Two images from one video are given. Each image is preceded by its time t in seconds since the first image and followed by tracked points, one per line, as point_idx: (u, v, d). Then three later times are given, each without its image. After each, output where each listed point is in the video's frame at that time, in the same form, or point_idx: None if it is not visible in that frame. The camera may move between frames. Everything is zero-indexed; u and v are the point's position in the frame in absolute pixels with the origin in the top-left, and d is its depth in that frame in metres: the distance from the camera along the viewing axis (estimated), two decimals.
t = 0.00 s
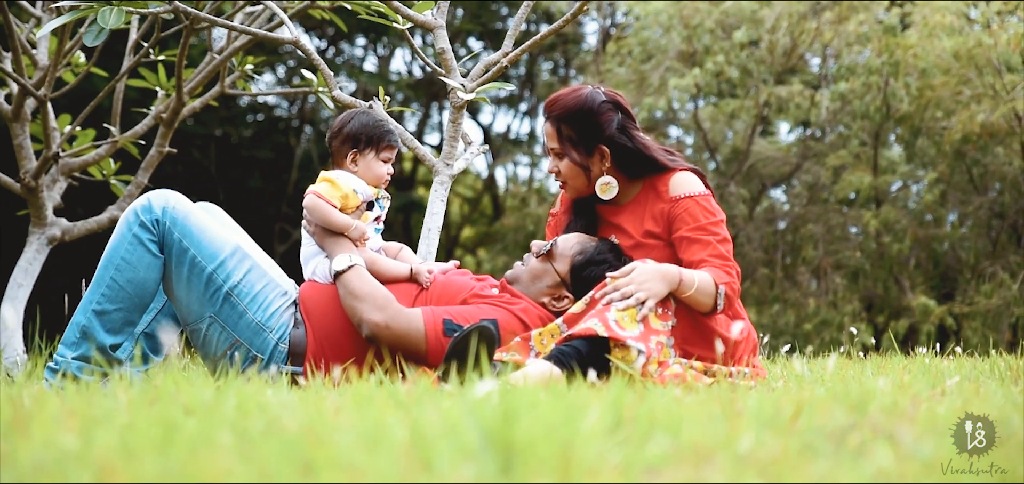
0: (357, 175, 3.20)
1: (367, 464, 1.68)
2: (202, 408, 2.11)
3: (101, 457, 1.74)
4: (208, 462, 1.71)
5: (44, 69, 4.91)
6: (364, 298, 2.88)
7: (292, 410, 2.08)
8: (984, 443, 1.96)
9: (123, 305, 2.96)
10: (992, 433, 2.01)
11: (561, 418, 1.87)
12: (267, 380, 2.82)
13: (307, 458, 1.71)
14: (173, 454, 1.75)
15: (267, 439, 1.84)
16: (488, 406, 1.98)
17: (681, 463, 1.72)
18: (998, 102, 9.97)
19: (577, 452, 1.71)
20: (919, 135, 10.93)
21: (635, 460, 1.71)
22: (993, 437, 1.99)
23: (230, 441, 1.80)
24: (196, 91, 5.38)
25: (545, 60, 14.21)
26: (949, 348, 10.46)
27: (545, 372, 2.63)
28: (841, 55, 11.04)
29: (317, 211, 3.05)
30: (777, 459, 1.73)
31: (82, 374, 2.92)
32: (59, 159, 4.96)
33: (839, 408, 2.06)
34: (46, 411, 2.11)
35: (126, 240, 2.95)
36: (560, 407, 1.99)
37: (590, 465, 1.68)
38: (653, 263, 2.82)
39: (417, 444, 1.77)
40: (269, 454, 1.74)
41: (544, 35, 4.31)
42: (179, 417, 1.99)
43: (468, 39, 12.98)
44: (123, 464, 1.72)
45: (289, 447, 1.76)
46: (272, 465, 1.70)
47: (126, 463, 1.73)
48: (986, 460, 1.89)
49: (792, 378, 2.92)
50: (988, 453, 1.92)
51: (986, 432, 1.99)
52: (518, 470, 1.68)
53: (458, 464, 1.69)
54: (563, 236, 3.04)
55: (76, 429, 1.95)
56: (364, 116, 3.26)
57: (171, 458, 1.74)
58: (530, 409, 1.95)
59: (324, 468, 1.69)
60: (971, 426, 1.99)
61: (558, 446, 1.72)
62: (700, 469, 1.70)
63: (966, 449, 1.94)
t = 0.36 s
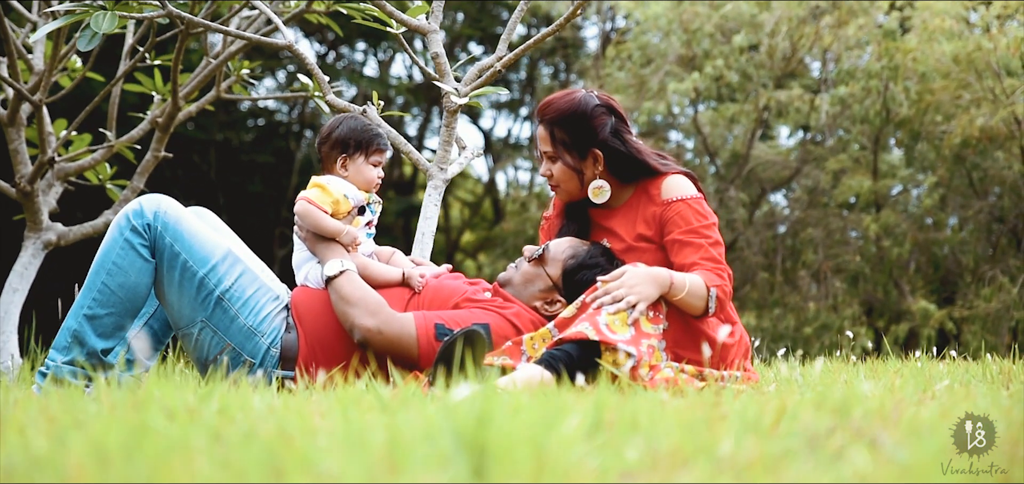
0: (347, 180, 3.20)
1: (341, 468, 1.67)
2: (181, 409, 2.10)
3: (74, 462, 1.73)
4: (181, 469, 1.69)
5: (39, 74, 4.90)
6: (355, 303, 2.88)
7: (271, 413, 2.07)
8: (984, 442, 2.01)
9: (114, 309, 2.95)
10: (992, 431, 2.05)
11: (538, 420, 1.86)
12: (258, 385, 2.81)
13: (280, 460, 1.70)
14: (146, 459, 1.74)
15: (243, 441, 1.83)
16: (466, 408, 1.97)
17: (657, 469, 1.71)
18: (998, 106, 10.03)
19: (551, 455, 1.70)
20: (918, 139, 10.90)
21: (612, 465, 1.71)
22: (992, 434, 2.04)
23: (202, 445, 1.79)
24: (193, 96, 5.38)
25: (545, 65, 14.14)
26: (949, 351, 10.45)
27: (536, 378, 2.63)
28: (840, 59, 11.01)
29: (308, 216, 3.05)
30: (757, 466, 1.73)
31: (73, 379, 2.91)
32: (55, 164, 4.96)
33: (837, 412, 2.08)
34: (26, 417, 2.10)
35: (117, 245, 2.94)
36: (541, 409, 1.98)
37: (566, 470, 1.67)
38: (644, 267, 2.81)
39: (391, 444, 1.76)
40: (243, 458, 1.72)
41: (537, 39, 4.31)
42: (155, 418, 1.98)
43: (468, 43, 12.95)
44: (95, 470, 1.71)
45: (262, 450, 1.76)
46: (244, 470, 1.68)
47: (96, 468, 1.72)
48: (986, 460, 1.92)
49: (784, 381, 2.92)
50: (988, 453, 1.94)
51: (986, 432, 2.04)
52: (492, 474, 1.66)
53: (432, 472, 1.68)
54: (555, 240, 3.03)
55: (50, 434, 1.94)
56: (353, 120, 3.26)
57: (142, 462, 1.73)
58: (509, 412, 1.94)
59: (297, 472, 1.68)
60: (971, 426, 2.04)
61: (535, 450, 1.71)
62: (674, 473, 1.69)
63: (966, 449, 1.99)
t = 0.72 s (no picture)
0: (340, 186, 3.20)
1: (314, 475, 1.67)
2: (164, 414, 2.09)
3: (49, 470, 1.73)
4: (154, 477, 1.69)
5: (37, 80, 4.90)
6: (349, 308, 2.87)
7: (252, 418, 2.07)
8: (984, 442, 2.02)
9: (108, 315, 2.94)
10: (992, 431, 2.06)
11: (517, 424, 1.87)
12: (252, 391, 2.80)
13: (255, 468, 1.70)
14: (120, 465, 1.73)
15: (221, 446, 1.83)
16: (450, 413, 1.97)
17: (637, 476, 1.70)
18: (1000, 111, 9.90)
19: (527, 461, 1.70)
20: (920, 144, 10.84)
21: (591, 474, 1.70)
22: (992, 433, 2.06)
23: (179, 451, 1.79)
24: (190, 102, 5.38)
25: (549, 70, 14.21)
26: (952, 357, 10.42)
27: (529, 383, 2.62)
28: (841, 63, 10.99)
29: (303, 222, 3.04)
30: (736, 473, 1.73)
31: (68, 385, 2.90)
32: (53, 170, 4.95)
33: (833, 416, 2.08)
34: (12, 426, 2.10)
35: (111, 251, 2.94)
36: (525, 414, 1.98)
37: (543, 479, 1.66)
38: (638, 273, 2.81)
39: (368, 450, 1.76)
40: (217, 467, 1.71)
41: (533, 45, 4.30)
42: (137, 423, 1.98)
43: (471, 49, 12.95)
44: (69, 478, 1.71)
45: (239, 455, 1.76)
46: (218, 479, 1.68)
47: (71, 475, 1.72)
48: (987, 460, 1.92)
49: (778, 387, 2.91)
50: (988, 452, 1.96)
51: (986, 432, 2.05)
52: None
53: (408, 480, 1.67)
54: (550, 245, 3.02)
55: (32, 440, 1.94)
56: (347, 126, 3.26)
57: (116, 468, 1.72)
58: (490, 418, 1.94)
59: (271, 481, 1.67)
60: (972, 426, 2.05)
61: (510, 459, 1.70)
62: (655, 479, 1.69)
63: (966, 447, 2.00)
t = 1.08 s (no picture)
0: (333, 191, 3.19)
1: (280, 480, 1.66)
2: (143, 419, 2.09)
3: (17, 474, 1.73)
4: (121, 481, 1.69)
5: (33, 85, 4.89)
6: (340, 313, 2.87)
7: (228, 424, 2.06)
8: (984, 442, 2.02)
9: (99, 320, 2.94)
10: (992, 431, 2.07)
11: (488, 429, 1.86)
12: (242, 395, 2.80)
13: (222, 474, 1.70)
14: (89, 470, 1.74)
15: (193, 451, 1.83)
16: (429, 417, 1.97)
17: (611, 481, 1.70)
18: (1001, 116, 9.74)
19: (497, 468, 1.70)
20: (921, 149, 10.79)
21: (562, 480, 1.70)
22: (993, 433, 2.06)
23: (148, 455, 1.79)
24: (186, 107, 5.37)
25: (550, 75, 14.21)
26: (952, 363, 10.36)
27: (518, 388, 2.61)
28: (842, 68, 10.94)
29: (295, 226, 3.03)
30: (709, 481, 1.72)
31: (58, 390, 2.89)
32: (48, 174, 4.94)
33: (823, 424, 2.07)
34: None
35: (102, 255, 2.94)
36: (505, 419, 1.98)
37: None
38: (628, 277, 2.80)
39: (337, 456, 1.76)
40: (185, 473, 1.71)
41: (526, 50, 4.29)
42: (113, 427, 1.98)
43: (472, 54, 12.92)
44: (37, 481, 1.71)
45: (209, 463, 1.76)
46: None
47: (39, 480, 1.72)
48: (985, 461, 1.92)
49: (769, 392, 2.90)
50: (987, 453, 1.96)
51: (986, 432, 2.05)
52: None
53: None
54: (542, 250, 3.02)
55: (8, 446, 1.95)
56: (339, 131, 3.26)
57: (81, 473, 1.72)
58: (467, 425, 1.94)
59: None
60: (972, 426, 2.06)
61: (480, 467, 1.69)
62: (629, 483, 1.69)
63: (966, 448, 2.00)
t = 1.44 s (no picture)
0: (324, 196, 3.19)
1: None
2: (121, 424, 2.09)
3: None
4: None
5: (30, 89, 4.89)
6: (332, 319, 2.86)
7: (207, 429, 2.07)
8: (984, 442, 2.07)
9: (91, 325, 2.94)
10: (992, 431, 2.11)
11: (460, 436, 1.85)
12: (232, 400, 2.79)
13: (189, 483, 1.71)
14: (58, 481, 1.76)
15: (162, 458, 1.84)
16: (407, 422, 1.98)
17: None
18: (1004, 120, 9.71)
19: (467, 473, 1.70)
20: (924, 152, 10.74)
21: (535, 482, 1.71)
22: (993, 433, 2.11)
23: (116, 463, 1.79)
24: (184, 111, 5.37)
25: (554, 79, 14.22)
26: (956, 367, 10.31)
27: (509, 392, 2.60)
28: (844, 72, 10.91)
29: (286, 232, 3.03)
30: None
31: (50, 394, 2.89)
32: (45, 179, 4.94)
33: (804, 428, 2.06)
34: None
35: (94, 260, 2.94)
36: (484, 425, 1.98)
37: None
38: (620, 281, 2.79)
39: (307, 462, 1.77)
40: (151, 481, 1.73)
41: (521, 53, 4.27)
42: (90, 435, 2.00)
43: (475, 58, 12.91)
44: None
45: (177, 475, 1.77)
46: None
47: None
48: (987, 460, 1.97)
49: (762, 395, 2.88)
50: (987, 452, 2.01)
51: (986, 433, 2.10)
52: None
53: None
54: (534, 255, 3.01)
55: None
56: (331, 136, 3.25)
57: None
58: (443, 430, 1.94)
59: None
60: (972, 427, 2.11)
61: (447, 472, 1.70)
62: None
63: (967, 448, 2.05)
